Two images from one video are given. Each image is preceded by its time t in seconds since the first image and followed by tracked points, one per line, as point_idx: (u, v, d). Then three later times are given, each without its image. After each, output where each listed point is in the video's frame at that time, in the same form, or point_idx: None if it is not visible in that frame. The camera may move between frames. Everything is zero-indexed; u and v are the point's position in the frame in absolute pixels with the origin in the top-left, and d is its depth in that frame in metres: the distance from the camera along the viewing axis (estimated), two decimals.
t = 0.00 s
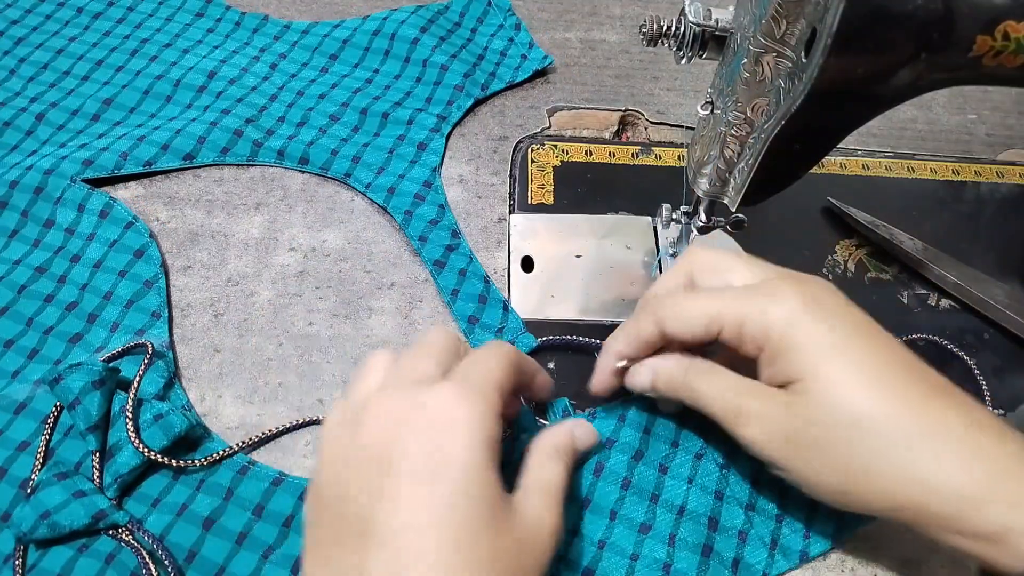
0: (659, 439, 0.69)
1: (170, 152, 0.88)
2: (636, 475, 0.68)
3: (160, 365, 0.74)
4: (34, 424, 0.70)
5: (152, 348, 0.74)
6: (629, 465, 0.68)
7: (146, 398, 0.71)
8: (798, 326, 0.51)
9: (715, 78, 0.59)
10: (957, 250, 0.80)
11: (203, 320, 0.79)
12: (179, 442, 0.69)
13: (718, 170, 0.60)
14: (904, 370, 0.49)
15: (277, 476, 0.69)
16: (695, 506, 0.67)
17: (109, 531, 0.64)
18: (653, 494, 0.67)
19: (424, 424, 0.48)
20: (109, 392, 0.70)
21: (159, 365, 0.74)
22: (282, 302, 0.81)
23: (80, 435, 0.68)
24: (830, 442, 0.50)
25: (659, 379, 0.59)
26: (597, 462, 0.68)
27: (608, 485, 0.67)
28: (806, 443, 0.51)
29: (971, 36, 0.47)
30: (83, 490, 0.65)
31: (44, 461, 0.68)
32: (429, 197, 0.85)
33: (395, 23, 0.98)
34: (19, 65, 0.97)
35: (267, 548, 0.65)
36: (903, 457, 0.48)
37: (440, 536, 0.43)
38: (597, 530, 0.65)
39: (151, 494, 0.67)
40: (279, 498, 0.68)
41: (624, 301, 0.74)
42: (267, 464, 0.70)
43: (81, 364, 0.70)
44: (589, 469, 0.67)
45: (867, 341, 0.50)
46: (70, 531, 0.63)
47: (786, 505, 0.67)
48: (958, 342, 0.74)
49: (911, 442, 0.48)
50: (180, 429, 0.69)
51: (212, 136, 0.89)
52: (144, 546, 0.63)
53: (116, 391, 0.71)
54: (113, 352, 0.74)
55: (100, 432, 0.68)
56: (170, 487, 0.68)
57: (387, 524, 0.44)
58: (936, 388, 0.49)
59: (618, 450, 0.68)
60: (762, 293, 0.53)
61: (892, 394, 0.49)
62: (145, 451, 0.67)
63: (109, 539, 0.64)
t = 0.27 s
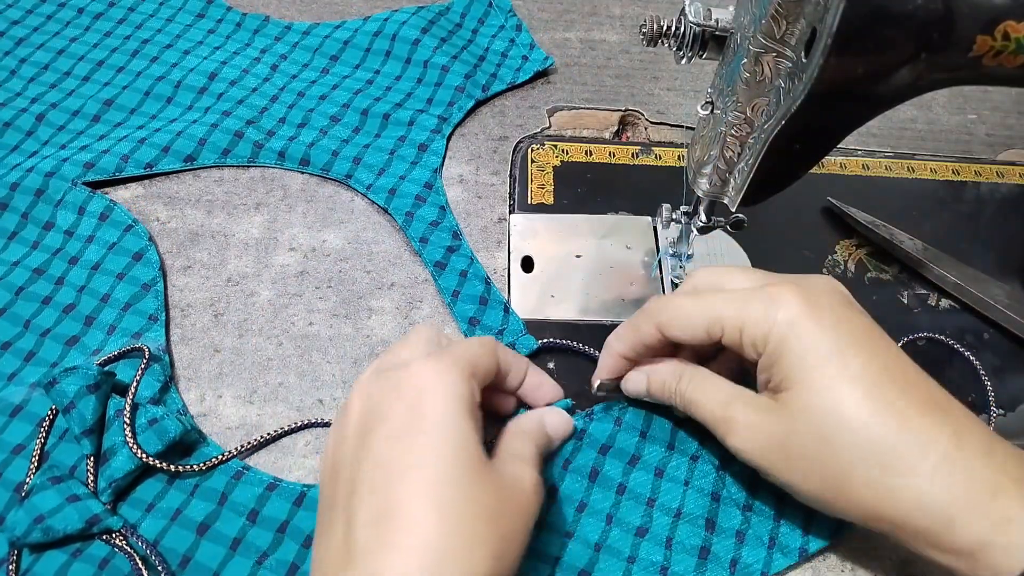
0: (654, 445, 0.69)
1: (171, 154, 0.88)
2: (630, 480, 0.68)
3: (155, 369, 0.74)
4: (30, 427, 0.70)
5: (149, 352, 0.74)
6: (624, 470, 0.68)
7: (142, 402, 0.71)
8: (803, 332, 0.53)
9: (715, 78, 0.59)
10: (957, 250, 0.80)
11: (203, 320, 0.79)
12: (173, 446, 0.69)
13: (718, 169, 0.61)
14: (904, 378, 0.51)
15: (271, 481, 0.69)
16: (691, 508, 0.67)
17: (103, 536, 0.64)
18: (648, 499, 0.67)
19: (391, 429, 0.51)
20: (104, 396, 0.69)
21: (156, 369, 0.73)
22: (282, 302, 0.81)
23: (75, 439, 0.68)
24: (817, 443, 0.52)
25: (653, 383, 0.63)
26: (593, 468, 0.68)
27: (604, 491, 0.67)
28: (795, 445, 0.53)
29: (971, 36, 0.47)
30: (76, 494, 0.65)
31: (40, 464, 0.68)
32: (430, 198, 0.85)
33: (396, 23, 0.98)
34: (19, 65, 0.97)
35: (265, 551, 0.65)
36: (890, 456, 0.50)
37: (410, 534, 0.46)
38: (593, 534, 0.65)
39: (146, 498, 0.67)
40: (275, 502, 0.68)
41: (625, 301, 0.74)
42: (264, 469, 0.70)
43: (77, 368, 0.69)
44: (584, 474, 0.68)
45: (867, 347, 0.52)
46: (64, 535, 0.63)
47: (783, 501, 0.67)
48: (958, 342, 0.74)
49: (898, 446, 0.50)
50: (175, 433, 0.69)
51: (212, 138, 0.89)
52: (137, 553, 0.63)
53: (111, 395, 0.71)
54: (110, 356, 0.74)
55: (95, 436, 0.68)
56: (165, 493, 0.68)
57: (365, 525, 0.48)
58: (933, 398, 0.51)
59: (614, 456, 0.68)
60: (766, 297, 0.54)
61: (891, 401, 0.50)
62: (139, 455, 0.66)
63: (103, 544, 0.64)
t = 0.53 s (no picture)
0: (649, 444, 0.69)
1: (170, 154, 0.88)
2: (627, 478, 0.68)
3: (155, 369, 0.73)
4: (28, 428, 0.70)
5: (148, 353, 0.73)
6: (621, 468, 0.68)
7: (141, 403, 0.71)
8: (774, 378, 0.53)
9: (715, 78, 0.59)
10: (956, 250, 0.80)
11: (203, 320, 0.79)
12: (173, 447, 0.69)
13: (717, 170, 0.61)
14: (872, 418, 0.52)
15: (269, 482, 0.69)
16: (687, 506, 0.67)
17: (102, 537, 0.64)
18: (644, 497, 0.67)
19: (382, 428, 0.52)
20: (103, 397, 0.69)
21: (155, 369, 0.73)
22: (282, 302, 0.81)
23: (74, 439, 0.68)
24: (789, 478, 0.54)
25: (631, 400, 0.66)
26: (590, 464, 0.68)
27: (600, 489, 0.67)
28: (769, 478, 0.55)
29: (971, 36, 0.47)
30: (75, 495, 0.65)
31: (38, 465, 0.68)
32: (430, 198, 0.85)
33: (396, 24, 0.98)
34: (19, 65, 0.97)
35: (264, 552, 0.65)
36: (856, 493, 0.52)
37: (397, 534, 0.46)
38: (589, 532, 0.65)
39: (144, 499, 0.67)
40: (273, 504, 0.67)
41: (624, 301, 0.74)
42: (263, 470, 0.70)
43: (76, 368, 0.70)
44: (580, 471, 0.67)
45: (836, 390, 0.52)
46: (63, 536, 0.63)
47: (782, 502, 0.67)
48: (958, 342, 0.74)
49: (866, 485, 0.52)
50: (174, 434, 0.69)
51: (212, 138, 0.89)
52: (137, 554, 0.63)
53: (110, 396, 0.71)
54: (109, 356, 0.74)
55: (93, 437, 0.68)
56: (164, 493, 0.67)
57: (354, 523, 0.48)
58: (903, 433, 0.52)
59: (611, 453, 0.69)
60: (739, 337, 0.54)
61: (858, 444, 0.52)
62: (139, 454, 0.66)
63: (101, 545, 0.64)
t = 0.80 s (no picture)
0: (647, 439, 0.69)
1: (170, 154, 0.88)
2: (625, 474, 0.68)
3: (155, 369, 0.74)
4: (28, 428, 0.70)
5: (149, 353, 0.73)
6: (620, 464, 0.68)
7: (141, 403, 0.70)
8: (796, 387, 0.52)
9: (715, 78, 0.59)
10: (956, 250, 0.80)
11: (203, 320, 0.79)
12: (173, 446, 0.69)
13: (718, 170, 0.61)
14: (888, 428, 0.52)
15: (269, 482, 0.69)
16: (685, 502, 0.67)
17: (102, 537, 0.64)
18: (643, 492, 0.67)
19: (376, 426, 0.51)
20: (103, 397, 0.69)
21: (155, 369, 0.73)
22: (282, 302, 0.81)
23: (73, 439, 0.68)
24: (805, 486, 0.54)
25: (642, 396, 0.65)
26: (590, 461, 0.68)
27: (600, 485, 0.67)
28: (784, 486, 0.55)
29: (971, 36, 0.47)
30: (75, 495, 0.65)
31: (38, 465, 0.68)
32: (430, 198, 0.85)
33: (396, 24, 0.98)
34: (19, 65, 0.97)
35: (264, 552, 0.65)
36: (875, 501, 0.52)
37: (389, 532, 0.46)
38: (589, 529, 0.65)
39: (144, 499, 0.67)
40: (272, 504, 0.67)
41: (624, 301, 0.74)
42: (262, 470, 0.70)
43: (76, 368, 0.70)
44: (580, 467, 0.67)
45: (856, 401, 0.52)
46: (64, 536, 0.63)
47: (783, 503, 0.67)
48: (958, 342, 0.74)
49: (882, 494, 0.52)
50: (174, 434, 0.69)
51: (213, 138, 0.89)
52: (138, 554, 0.63)
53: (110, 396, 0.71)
54: (109, 356, 0.74)
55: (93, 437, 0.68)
56: (164, 493, 0.67)
57: (347, 521, 0.48)
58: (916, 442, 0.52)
59: (610, 449, 0.69)
60: (758, 344, 0.53)
61: (875, 452, 0.52)
62: (139, 454, 0.66)
63: (102, 545, 0.64)
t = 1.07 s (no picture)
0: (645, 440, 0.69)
1: (170, 154, 0.88)
2: (625, 475, 0.68)
3: (155, 369, 0.73)
4: (27, 428, 0.70)
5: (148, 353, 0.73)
6: (619, 465, 0.68)
7: (141, 403, 0.70)
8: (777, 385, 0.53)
9: (715, 78, 0.59)
10: (956, 250, 0.80)
11: (203, 320, 0.79)
12: (172, 447, 0.69)
13: (718, 170, 0.61)
14: (868, 426, 0.52)
15: (269, 482, 0.68)
16: (683, 502, 0.67)
17: (101, 537, 0.64)
18: (642, 493, 0.67)
19: (376, 426, 0.51)
20: (102, 397, 0.69)
21: (155, 369, 0.73)
22: (282, 302, 0.81)
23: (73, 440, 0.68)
24: (792, 487, 0.54)
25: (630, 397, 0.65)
26: (589, 462, 0.68)
27: (599, 486, 0.67)
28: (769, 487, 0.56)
29: (971, 36, 0.47)
30: (75, 496, 0.65)
31: (38, 465, 0.68)
32: (430, 198, 0.85)
33: (396, 24, 0.98)
34: (19, 65, 0.97)
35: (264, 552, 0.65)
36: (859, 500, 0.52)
37: (390, 533, 0.46)
38: (588, 529, 0.65)
39: (144, 500, 0.67)
40: (272, 504, 0.67)
41: (624, 301, 0.74)
42: (260, 471, 0.70)
43: (76, 368, 0.69)
44: (579, 468, 0.67)
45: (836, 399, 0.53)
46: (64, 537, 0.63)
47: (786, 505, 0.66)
48: (958, 342, 0.74)
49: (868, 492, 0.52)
50: (173, 435, 0.68)
51: (213, 138, 0.89)
52: (137, 555, 0.63)
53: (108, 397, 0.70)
54: (109, 357, 0.74)
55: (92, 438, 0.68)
56: (163, 494, 0.67)
57: (348, 522, 0.48)
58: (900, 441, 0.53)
59: (609, 450, 0.68)
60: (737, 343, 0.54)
61: (858, 451, 0.52)
62: (139, 454, 0.66)
63: (101, 545, 0.64)
